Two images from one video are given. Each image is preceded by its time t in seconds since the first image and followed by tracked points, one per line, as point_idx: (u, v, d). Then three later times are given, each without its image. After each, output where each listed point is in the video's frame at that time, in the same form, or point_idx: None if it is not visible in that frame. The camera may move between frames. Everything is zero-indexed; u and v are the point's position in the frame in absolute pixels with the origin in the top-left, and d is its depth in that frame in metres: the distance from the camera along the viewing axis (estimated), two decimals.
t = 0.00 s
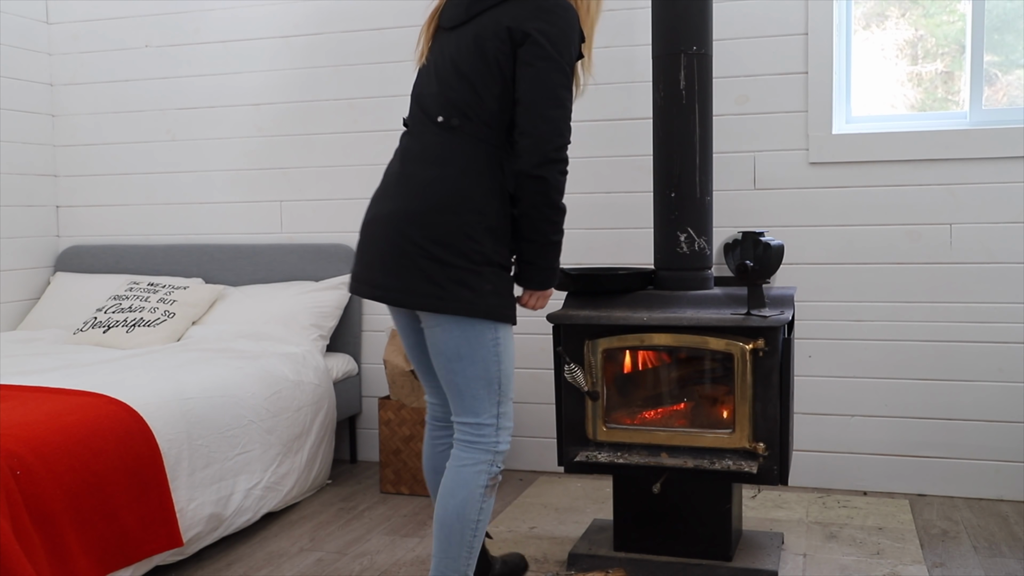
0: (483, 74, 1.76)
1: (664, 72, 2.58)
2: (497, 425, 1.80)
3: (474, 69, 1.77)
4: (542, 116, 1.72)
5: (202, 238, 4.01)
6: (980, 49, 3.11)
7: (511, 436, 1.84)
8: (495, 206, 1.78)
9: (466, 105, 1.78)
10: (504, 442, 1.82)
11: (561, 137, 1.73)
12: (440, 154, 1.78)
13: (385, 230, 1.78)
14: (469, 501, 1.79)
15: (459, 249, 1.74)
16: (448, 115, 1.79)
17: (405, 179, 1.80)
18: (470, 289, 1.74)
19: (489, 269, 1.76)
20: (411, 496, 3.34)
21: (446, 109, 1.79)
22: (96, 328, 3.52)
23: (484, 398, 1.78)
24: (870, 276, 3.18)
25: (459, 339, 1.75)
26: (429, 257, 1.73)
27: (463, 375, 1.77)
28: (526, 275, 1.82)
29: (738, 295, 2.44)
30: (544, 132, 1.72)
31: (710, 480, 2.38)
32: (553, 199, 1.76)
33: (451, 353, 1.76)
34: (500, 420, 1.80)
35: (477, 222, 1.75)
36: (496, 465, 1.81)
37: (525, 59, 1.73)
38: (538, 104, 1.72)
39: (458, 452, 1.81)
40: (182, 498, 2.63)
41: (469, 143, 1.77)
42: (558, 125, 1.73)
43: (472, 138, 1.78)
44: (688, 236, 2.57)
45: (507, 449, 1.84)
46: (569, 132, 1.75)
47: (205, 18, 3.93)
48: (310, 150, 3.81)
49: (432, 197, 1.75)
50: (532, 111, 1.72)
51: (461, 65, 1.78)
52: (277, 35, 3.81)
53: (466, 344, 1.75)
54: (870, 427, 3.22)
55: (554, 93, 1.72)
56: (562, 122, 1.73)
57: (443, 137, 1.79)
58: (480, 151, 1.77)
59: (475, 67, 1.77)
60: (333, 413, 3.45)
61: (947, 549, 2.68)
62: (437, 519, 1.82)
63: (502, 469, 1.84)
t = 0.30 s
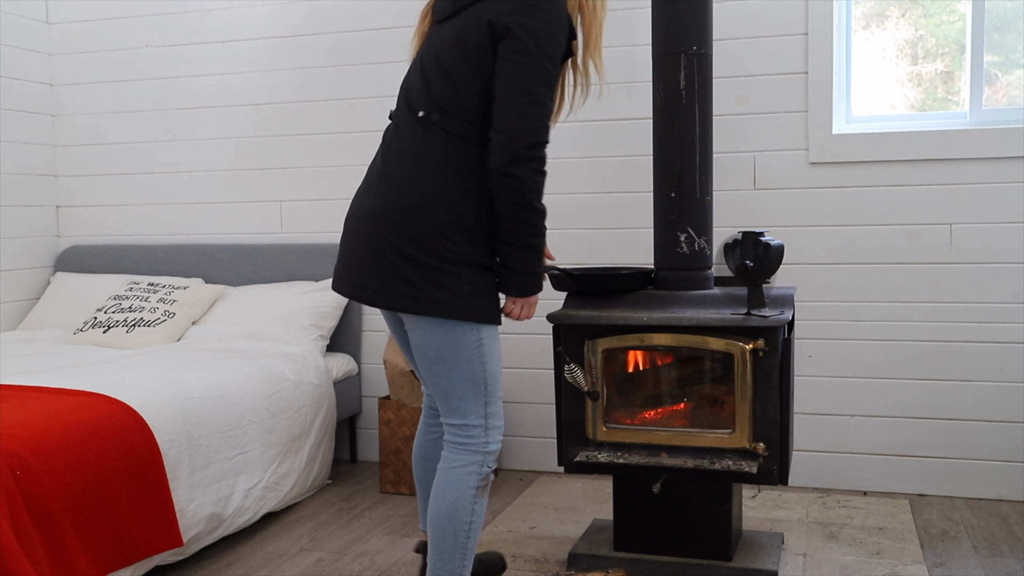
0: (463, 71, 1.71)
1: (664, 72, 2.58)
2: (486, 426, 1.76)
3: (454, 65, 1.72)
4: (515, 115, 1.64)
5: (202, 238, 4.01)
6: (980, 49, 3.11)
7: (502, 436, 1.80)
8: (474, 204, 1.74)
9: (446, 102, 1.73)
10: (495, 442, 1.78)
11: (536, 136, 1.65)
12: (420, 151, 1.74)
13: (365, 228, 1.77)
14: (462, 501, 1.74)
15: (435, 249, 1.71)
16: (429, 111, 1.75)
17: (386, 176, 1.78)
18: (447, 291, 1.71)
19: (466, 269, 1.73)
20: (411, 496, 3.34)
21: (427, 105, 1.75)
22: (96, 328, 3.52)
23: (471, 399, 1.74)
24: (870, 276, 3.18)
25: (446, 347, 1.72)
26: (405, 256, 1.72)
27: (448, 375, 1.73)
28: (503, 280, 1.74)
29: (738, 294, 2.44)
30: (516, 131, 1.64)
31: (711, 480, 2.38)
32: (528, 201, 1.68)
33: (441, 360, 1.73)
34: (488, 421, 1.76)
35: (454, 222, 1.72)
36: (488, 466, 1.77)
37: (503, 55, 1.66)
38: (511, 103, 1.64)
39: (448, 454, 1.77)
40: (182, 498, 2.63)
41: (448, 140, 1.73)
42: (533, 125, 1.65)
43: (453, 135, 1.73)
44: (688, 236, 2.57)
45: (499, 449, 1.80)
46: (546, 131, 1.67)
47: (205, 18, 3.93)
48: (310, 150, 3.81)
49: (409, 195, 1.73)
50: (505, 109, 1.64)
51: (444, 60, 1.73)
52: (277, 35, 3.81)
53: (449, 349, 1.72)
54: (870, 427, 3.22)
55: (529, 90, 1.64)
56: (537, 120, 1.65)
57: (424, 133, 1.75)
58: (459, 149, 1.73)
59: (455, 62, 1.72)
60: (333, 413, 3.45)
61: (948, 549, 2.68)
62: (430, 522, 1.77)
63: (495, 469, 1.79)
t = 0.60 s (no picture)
0: (429, 84, 1.70)
1: (664, 72, 2.57)
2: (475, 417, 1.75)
3: (421, 79, 1.72)
4: (467, 129, 1.61)
5: (202, 238, 4.01)
6: (980, 49, 3.11)
7: (495, 429, 1.78)
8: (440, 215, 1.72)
9: (414, 115, 1.73)
10: (487, 434, 1.76)
11: (489, 151, 1.61)
12: (390, 161, 1.75)
13: (336, 234, 1.78)
14: (455, 492, 1.72)
15: (393, 256, 1.70)
16: (400, 125, 1.75)
17: (360, 185, 1.80)
18: (404, 298, 1.70)
19: (427, 274, 1.71)
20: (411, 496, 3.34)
21: (399, 117, 1.75)
22: (96, 328, 3.52)
23: (455, 394, 1.74)
24: (870, 276, 3.18)
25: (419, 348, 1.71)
26: (365, 262, 1.71)
27: (429, 373, 1.73)
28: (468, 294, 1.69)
29: (738, 294, 2.44)
30: (468, 145, 1.60)
31: (711, 480, 2.38)
32: (483, 218, 1.63)
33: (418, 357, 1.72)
34: (477, 412, 1.75)
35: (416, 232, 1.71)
36: (482, 458, 1.75)
37: (462, 69, 1.64)
38: (466, 116, 1.61)
39: (442, 448, 1.76)
40: (183, 498, 2.63)
41: (416, 153, 1.73)
42: (487, 140, 1.61)
43: (421, 147, 1.72)
44: (688, 236, 2.57)
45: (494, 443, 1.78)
46: (501, 148, 1.63)
47: (205, 18, 3.93)
48: (310, 149, 3.81)
49: (374, 201, 1.73)
50: (459, 123, 1.61)
51: (415, 74, 1.73)
52: (277, 35, 3.82)
53: (424, 346, 1.71)
54: (870, 427, 3.22)
55: (485, 105, 1.61)
56: (490, 135, 1.61)
57: (396, 146, 1.76)
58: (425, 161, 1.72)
59: (424, 76, 1.72)
60: (333, 414, 3.45)
61: (947, 549, 2.68)
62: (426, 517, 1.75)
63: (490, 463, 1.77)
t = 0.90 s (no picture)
0: (419, 201, 1.50)
1: (664, 72, 2.57)
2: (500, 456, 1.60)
3: (411, 184, 1.51)
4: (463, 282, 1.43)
5: (202, 238, 4.01)
6: (980, 49, 3.11)
7: (523, 473, 1.63)
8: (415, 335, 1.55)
9: (396, 225, 1.52)
10: (510, 478, 1.62)
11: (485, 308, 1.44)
12: (361, 264, 1.53)
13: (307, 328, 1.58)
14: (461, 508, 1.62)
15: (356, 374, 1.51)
16: (378, 225, 1.54)
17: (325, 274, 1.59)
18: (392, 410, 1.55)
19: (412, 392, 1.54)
20: (411, 496, 3.34)
21: (376, 217, 1.54)
22: (96, 328, 3.52)
23: (479, 442, 1.59)
24: (870, 275, 3.18)
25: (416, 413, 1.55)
26: (332, 374, 1.53)
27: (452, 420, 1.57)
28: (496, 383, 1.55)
29: (738, 294, 2.44)
30: (465, 298, 1.44)
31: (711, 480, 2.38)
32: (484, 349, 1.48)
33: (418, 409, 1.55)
34: (501, 453, 1.60)
35: (388, 353, 1.51)
36: (499, 493, 1.63)
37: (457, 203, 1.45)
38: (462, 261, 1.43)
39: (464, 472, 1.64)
40: (182, 498, 2.63)
41: (391, 264, 1.53)
42: (486, 295, 1.44)
43: (398, 258, 1.52)
44: (688, 236, 2.57)
45: (517, 481, 1.64)
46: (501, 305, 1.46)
47: (205, 18, 3.92)
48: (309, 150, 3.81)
49: (339, 306, 1.53)
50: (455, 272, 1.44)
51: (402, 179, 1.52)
52: (277, 35, 3.81)
53: (431, 403, 1.55)
54: (870, 427, 3.22)
55: (483, 252, 1.43)
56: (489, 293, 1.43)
57: (368, 244, 1.54)
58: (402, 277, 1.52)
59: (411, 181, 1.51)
60: (333, 414, 3.45)
61: (947, 549, 2.68)
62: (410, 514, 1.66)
63: (507, 497, 1.65)
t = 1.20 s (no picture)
0: (419, 362, 1.64)
1: (664, 72, 2.57)
2: (527, 526, 1.78)
3: (414, 351, 1.64)
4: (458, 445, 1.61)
5: (202, 238, 4.01)
6: (980, 49, 3.11)
7: (553, 538, 1.81)
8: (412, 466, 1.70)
9: (397, 379, 1.66)
10: (540, 541, 1.80)
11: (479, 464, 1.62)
12: (359, 411, 1.67)
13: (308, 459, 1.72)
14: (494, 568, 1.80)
15: (357, 509, 1.67)
16: (378, 382, 1.67)
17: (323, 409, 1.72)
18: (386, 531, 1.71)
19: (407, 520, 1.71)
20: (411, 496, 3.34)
21: (375, 369, 1.67)
22: (96, 328, 3.52)
23: (501, 519, 1.77)
24: (870, 275, 3.18)
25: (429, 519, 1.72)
26: (333, 503, 1.68)
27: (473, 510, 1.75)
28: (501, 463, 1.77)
29: (738, 295, 2.45)
30: (462, 455, 1.62)
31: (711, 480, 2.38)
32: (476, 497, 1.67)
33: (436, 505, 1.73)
34: (527, 523, 1.78)
35: (385, 488, 1.67)
36: (530, 554, 1.81)
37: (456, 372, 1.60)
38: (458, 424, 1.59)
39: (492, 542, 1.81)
40: (182, 498, 2.63)
41: (390, 411, 1.67)
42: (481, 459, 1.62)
43: (398, 408, 1.67)
44: (688, 236, 2.57)
45: (549, 544, 1.82)
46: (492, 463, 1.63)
47: (205, 18, 3.92)
48: (309, 150, 3.81)
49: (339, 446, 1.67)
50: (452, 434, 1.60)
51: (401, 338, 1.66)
52: (277, 35, 3.81)
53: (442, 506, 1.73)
54: (870, 427, 3.22)
55: (480, 421, 1.60)
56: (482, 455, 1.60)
57: (367, 391, 1.68)
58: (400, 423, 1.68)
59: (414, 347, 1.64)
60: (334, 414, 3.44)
61: (947, 549, 2.68)
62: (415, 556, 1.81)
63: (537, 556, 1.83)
